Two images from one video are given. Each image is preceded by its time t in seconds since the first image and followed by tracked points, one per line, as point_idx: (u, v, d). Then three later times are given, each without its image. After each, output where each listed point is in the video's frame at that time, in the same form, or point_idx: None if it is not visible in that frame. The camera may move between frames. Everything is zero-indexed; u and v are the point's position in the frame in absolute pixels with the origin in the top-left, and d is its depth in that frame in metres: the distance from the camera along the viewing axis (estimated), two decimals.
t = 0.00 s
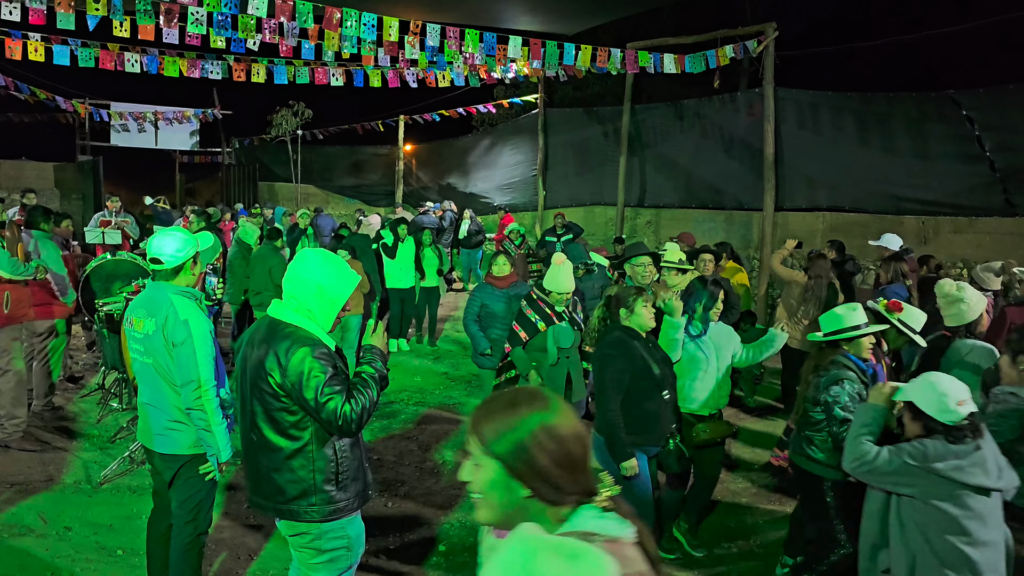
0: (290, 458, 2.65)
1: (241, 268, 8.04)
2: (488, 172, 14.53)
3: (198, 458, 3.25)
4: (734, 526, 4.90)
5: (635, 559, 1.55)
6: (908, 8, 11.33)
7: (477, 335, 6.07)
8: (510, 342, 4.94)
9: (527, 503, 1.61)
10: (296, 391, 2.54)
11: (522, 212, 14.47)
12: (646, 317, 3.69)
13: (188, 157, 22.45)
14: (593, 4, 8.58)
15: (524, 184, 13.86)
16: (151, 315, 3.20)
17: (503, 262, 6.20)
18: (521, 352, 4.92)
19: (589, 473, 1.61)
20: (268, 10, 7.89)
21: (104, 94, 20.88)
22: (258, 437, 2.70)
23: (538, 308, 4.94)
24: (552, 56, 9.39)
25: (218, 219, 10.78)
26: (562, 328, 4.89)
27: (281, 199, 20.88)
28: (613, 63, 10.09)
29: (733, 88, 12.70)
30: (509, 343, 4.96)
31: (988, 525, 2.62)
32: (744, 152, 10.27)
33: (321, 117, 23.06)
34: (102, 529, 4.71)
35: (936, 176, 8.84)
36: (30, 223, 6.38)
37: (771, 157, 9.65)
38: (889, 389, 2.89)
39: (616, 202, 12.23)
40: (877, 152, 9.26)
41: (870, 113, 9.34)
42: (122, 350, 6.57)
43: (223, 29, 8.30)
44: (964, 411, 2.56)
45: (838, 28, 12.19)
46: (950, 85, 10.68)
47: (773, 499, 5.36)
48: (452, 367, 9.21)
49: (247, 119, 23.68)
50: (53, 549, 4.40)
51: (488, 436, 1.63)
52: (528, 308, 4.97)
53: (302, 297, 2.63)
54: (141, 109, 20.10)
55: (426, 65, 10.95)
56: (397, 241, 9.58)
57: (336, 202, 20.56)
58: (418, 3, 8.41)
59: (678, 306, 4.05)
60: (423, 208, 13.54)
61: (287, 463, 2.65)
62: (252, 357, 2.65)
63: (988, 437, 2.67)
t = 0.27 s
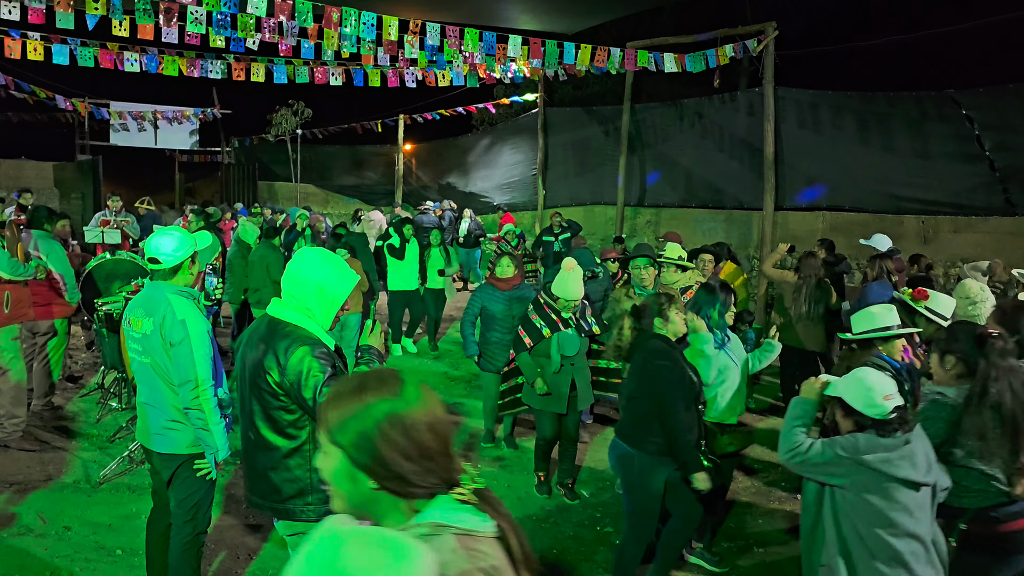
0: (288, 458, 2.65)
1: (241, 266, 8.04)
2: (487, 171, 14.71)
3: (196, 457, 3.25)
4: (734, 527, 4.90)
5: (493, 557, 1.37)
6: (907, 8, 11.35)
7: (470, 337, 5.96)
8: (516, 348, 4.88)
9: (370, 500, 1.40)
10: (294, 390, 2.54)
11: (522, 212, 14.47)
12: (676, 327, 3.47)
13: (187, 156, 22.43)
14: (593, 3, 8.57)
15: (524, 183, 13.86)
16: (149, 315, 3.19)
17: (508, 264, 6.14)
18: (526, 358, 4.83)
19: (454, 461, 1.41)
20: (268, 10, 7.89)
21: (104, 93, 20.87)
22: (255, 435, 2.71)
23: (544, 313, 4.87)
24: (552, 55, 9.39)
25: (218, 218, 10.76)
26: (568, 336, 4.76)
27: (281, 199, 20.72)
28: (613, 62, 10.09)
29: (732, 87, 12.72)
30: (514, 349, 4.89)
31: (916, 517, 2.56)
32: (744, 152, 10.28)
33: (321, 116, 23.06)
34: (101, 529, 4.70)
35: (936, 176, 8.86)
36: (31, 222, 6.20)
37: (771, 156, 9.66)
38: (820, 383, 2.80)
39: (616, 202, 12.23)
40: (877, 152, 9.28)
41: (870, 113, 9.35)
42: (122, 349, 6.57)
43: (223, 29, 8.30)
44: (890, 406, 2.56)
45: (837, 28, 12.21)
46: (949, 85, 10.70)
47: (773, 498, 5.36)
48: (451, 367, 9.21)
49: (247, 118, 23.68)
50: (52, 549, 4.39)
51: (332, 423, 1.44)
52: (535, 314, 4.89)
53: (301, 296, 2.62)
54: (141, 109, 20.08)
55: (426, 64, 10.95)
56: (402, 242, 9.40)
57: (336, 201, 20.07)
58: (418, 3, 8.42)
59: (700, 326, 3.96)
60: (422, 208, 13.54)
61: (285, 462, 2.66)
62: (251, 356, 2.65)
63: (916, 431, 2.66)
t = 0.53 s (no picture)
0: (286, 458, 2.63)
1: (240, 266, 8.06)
2: (487, 171, 14.76)
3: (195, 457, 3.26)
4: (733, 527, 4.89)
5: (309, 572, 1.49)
6: (908, 8, 11.34)
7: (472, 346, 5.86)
8: (516, 354, 4.77)
9: (196, 505, 1.54)
10: (294, 390, 2.53)
11: (522, 212, 14.48)
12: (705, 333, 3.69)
13: (188, 156, 22.45)
14: (592, 3, 8.58)
15: (524, 183, 13.87)
16: (147, 315, 3.20)
17: (513, 268, 5.88)
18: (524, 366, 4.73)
19: (286, 474, 1.59)
20: (267, 10, 7.89)
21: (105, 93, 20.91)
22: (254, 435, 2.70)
23: (545, 318, 4.75)
24: (550, 55, 9.39)
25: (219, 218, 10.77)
26: (570, 340, 4.71)
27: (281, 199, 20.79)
28: (612, 62, 10.10)
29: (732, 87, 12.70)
30: (514, 354, 4.78)
31: (832, 519, 2.59)
32: (744, 152, 10.28)
33: (321, 116, 23.06)
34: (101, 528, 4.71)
35: (936, 176, 8.84)
36: (32, 222, 6.23)
37: (770, 157, 9.66)
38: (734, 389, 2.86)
39: (616, 201, 12.22)
40: (876, 152, 9.27)
41: (869, 113, 9.34)
42: (121, 349, 6.58)
43: (222, 28, 8.31)
44: (811, 403, 2.57)
45: (837, 28, 12.20)
46: (950, 85, 10.68)
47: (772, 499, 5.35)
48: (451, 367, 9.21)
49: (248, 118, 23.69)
50: (52, 548, 4.40)
51: (164, 425, 1.55)
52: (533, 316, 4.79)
53: (298, 296, 2.65)
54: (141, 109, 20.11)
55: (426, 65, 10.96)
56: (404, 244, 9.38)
57: (336, 201, 20.04)
58: (418, 3, 8.42)
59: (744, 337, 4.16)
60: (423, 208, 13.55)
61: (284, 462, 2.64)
62: (249, 355, 2.64)
63: (838, 422, 2.70)
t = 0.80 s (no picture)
0: (288, 458, 2.68)
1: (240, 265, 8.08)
2: (487, 171, 14.80)
3: (196, 456, 3.29)
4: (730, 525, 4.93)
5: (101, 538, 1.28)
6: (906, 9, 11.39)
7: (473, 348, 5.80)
8: (530, 357, 4.71)
9: None
10: (296, 392, 2.57)
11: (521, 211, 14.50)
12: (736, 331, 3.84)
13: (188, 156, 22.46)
14: (592, 4, 8.60)
15: (523, 183, 13.90)
16: (148, 315, 3.21)
17: (514, 269, 5.82)
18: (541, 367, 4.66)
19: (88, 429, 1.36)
20: (268, 11, 7.92)
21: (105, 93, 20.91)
22: (256, 434, 2.74)
23: (555, 318, 4.77)
24: (550, 55, 9.41)
25: (219, 218, 10.77)
26: (582, 338, 4.70)
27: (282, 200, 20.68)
28: (612, 62, 10.12)
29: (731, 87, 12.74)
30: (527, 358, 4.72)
31: (755, 515, 2.57)
32: (743, 152, 10.31)
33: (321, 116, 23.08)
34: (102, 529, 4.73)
35: (934, 176, 8.90)
36: (35, 223, 6.30)
37: (770, 157, 9.69)
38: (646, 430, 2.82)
39: (615, 201, 12.25)
40: (875, 152, 9.31)
41: (868, 113, 9.39)
42: (122, 349, 6.61)
43: (223, 29, 8.34)
44: (730, 398, 2.55)
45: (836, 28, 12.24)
46: (948, 85, 10.73)
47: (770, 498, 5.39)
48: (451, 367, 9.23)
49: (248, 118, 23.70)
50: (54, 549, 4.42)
51: None
52: (542, 315, 4.81)
53: (299, 298, 2.66)
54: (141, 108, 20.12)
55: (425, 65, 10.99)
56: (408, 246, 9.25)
57: (336, 201, 20.06)
58: (418, 4, 8.46)
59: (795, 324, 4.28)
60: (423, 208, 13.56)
61: (287, 462, 2.68)
62: (252, 356, 2.68)
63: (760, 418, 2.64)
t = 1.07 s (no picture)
0: (290, 461, 2.68)
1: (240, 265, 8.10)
2: (487, 171, 14.81)
3: (194, 457, 3.29)
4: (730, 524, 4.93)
5: None
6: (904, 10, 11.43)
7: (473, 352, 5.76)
8: (537, 362, 4.65)
9: None
10: (299, 395, 2.57)
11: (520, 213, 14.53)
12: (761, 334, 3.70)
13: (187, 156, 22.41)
14: (593, 4, 8.60)
15: (523, 183, 13.92)
16: (149, 314, 3.22)
17: (520, 277, 5.78)
18: (548, 374, 4.61)
19: None
20: (268, 11, 7.92)
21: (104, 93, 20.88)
22: (259, 437, 2.74)
23: (565, 323, 4.64)
24: (550, 55, 9.41)
25: (219, 219, 10.76)
26: (592, 344, 4.59)
27: (281, 199, 20.56)
28: (613, 62, 10.13)
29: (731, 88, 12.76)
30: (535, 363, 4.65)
31: (678, 501, 2.82)
32: (743, 153, 10.33)
33: (321, 116, 23.08)
34: (100, 529, 4.72)
35: (934, 176, 8.95)
36: (37, 223, 6.37)
37: (770, 157, 9.70)
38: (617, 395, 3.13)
39: (615, 202, 12.25)
40: (875, 152, 9.36)
41: (868, 113, 9.42)
42: (123, 349, 6.61)
43: (224, 29, 8.35)
44: (669, 389, 2.82)
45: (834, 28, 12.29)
46: (947, 86, 10.77)
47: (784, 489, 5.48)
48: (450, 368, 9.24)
49: (248, 118, 23.71)
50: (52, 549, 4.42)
51: None
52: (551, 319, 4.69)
53: (302, 300, 2.65)
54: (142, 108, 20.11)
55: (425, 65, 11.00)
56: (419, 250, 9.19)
57: (336, 201, 20.06)
58: (419, 5, 8.47)
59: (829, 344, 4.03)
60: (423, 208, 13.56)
61: (288, 465, 2.68)
62: (255, 359, 2.68)
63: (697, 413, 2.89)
